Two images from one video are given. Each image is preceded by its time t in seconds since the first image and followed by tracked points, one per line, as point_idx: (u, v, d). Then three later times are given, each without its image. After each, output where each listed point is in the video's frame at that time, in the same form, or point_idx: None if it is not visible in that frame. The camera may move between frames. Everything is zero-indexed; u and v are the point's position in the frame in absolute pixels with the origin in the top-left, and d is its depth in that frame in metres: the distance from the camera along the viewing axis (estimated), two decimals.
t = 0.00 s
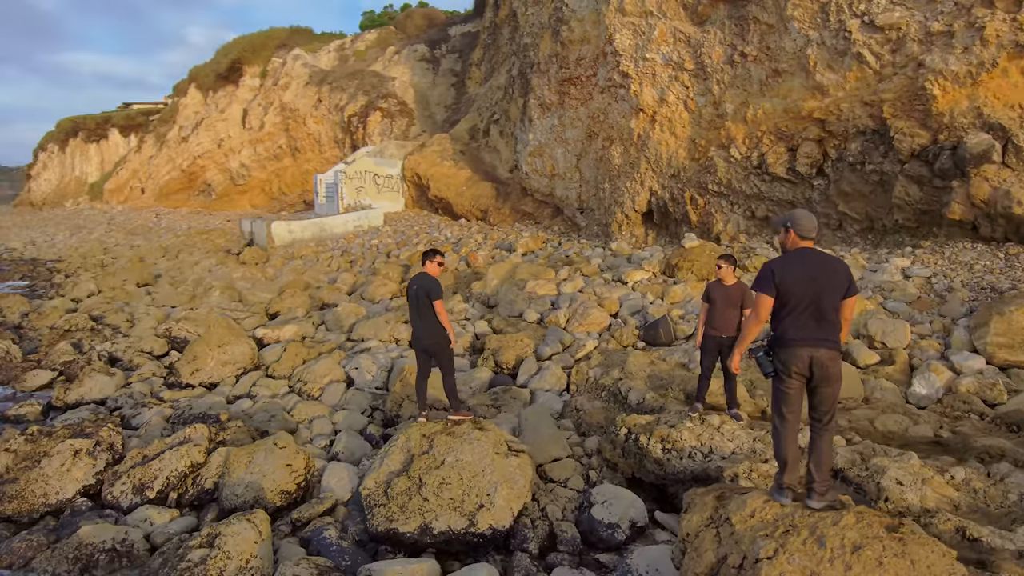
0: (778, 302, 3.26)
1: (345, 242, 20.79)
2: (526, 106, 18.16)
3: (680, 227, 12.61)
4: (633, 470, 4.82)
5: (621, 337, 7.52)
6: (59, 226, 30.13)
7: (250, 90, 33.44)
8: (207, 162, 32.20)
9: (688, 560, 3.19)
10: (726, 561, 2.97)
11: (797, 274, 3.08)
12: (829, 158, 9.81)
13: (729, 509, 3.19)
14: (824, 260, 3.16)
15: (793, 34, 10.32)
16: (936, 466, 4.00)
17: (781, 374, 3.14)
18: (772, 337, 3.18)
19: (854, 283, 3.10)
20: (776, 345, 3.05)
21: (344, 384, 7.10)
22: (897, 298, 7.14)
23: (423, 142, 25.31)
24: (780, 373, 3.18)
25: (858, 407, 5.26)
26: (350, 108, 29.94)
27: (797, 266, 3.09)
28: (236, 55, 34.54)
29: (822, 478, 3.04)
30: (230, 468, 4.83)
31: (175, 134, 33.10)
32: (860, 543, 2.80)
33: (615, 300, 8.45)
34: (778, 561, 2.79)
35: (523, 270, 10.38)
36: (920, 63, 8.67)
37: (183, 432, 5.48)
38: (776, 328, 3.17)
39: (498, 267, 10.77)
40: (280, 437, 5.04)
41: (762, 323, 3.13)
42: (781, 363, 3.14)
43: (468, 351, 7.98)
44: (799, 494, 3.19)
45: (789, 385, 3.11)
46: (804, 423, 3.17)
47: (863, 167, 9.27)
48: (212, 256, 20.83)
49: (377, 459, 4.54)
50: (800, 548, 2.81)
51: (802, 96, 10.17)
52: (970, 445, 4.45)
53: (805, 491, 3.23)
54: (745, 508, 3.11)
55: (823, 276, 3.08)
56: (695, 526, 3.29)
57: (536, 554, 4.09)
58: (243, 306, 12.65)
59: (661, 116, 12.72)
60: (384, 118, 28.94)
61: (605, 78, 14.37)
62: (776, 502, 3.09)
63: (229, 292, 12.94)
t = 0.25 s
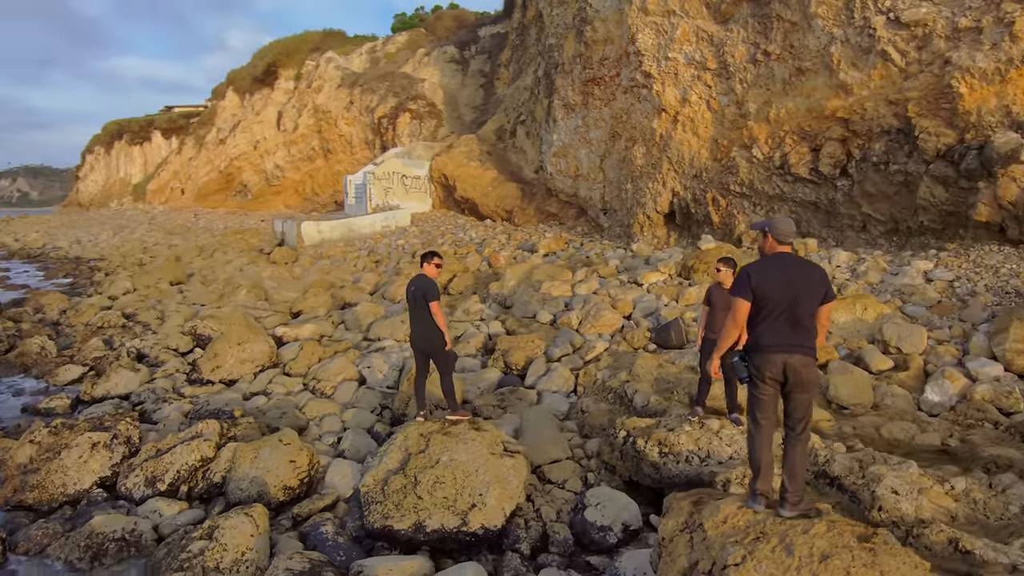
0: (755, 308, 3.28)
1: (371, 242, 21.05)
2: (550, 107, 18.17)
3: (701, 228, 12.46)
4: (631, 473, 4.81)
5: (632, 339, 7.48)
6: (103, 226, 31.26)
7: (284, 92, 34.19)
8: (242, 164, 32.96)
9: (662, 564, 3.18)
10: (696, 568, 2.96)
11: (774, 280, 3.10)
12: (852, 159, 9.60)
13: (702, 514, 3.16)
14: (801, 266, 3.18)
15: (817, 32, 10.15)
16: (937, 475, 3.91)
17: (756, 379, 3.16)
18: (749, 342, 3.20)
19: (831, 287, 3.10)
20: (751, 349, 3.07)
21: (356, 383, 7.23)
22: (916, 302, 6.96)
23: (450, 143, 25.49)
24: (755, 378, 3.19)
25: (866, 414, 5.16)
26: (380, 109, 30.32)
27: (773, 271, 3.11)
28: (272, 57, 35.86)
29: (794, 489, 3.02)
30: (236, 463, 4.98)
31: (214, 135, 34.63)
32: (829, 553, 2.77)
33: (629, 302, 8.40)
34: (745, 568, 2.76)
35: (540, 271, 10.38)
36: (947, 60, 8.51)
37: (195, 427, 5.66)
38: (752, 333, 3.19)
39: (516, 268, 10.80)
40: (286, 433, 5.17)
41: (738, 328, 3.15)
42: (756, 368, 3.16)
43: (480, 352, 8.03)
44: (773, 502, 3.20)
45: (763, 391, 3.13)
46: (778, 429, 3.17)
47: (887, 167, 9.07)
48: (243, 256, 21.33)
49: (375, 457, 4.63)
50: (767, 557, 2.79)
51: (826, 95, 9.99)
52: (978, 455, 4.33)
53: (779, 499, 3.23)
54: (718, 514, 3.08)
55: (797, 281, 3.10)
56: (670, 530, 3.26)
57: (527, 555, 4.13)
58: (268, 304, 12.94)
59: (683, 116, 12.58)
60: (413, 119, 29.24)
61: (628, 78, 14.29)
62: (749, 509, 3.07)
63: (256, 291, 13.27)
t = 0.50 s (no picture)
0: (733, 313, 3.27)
1: (399, 242, 21.28)
2: (575, 108, 18.12)
3: (724, 229, 12.27)
4: (629, 477, 4.79)
5: (643, 342, 7.43)
6: (144, 226, 32.34)
7: (318, 95, 34.86)
8: (276, 165, 33.67)
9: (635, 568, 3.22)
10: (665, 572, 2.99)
11: (747, 286, 3.09)
12: (878, 159, 9.36)
13: (674, 521, 3.23)
14: (778, 272, 3.15)
15: (843, 29, 9.99)
16: (937, 487, 3.80)
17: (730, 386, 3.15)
18: (723, 348, 3.19)
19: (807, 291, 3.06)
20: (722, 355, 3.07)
21: (368, 382, 7.34)
22: (938, 307, 6.75)
23: (478, 144, 25.61)
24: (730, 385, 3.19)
25: (874, 421, 5.04)
26: (410, 111, 30.63)
27: (748, 277, 3.10)
28: (308, 61, 36.72)
29: (766, 496, 3.04)
30: (244, 459, 5.13)
31: (252, 137, 35.86)
32: (795, 562, 2.78)
33: (643, 304, 8.34)
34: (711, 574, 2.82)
35: (557, 273, 10.36)
36: (976, 57, 8.28)
37: (209, 423, 5.83)
38: (727, 339, 3.19)
39: (534, 269, 10.80)
40: (292, 431, 5.29)
41: (712, 333, 3.15)
42: (730, 375, 3.15)
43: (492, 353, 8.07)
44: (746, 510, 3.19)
45: (736, 398, 3.13)
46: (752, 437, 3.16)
47: (913, 168, 8.83)
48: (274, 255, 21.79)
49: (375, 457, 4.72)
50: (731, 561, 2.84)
51: (851, 94, 9.80)
52: (986, 466, 4.20)
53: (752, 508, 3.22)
54: (689, 521, 3.15)
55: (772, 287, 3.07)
56: (644, 536, 3.32)
57: (519, 556, 4.16)
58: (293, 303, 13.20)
59: (707, 116, 12.41)
60: (442, 120, 29.46)
61: (652, 78, 14.18)
62: (721, 515, 3.12)
63: (281, 291, 13.55)
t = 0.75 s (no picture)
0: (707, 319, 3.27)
1: (426, 242, 21.46)
2: (601, 108, 18.02)
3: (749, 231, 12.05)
4: (626, 481, 4.76)
5: (657, 344, 7.36)
6: (185, 226, 33.36)
7: (352, 96, 35.44)
8: (311, 167, 34.31)
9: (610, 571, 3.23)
10: None
11: (718, 292, 3.10)
12: (905, 159, 9.10)
13: (647, 527, 3.23)
14: (752, 279, 3.14)
15: (870, 26, 9.75)
16: (936, 498, 3.69)
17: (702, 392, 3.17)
18: (696, 354, 3.21)
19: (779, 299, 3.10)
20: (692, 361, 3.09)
21: (381, 381, 7.45)
22: (961, 312, 6.53)
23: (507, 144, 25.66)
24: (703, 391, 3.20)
25: (882, 429, 4.91)
26: (440, 112, 30.86)
27: (720, 283, 3.10)
28: (342, 64, 37.37)
29: (736, 506, 3.07)
30: (251, 455, 5.26)
31: (289, 139, 36.77)
32: (763, 572, 2.78)
33: (659, 306, 8.26)
34: None
35: (575, 274, 10.33)
36: (1007, 53, 7.99)
37: (222, 419, 6.00)
38: (700, 345, 3.20)
39: (553, 270, 10.79)
40: (298, 428, 5.40)
41: (684, 339, 3.17)
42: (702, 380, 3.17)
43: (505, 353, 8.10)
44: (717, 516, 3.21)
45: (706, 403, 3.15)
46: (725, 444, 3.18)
47: (941, 168, 8.57)
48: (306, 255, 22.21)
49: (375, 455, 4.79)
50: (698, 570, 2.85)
51: (878, 92, 9.57)
52: (992, 480, 4.05)
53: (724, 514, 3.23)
54: (661, 528, 3.16)
55: (746, 292, 3.08)
56: (618, 541, 3.32)
57: (510, 557, 4.19)
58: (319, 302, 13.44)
59: (732, 116, 12.21)
60: (472, 121, 29.60)
61: (677, 77, 14.03)
62: (692, 521, 3.15)
63: (308, 290, 13.81)
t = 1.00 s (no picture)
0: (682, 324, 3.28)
1: (454, 242, 21.59)
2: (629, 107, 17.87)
3: (775, 232, 11.80)
4: (624, 485, 4.73)
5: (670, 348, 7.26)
6: (224, 226, 34.25)
7: (387, 98, 35.93)
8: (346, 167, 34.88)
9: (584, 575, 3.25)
10: None
11: (689, 297, 3.12)
12: (936, 158, 8.81)
13: (619, 533, 3.24)
14: (724, 284, 3.15)
15: (901, 21, 9.54)
16: (936, 511, 3.58)
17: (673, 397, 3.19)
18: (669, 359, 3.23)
19: (753, 305, 3.19)
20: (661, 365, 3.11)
21: (394, 381, 7.54)
22: (986, 318, 6.30)
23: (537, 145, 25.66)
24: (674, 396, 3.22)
25: (891, 438, 4.77)
26: (472, 113, 31.03)
27: (691, 289, 3.12)
28: (377, 66, 37.91)
29: (704, 515, 3.09)
30: (260, 451, 5.39)
31: (326, 140, 37.49)
32: None
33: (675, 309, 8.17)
34: None
35: (594, 276, 10.27)
36: None
37: (236, 415, 6.15)
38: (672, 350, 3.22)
39: (572, 271, 10.76)
40: (305, 425, 5.52)
41: (656, 343, 3.20)
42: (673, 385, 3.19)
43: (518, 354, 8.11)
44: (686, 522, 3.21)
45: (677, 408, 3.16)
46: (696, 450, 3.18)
47: (973, 168, 8.28)
48: (337, 255, 22.58)
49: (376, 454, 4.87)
50: None
51: (908, 90, 9.34)
52: (1001, 493, 3.91)
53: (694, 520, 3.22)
54: (631, 533, 3.16)
55: (730, 303, 3.10)
56: (592, 545, 3.34)
57: (502, 558, 4.22)
58: (344, 302, 13.67)
59: (758, 115, 11.98)
60: (503, 122, 29.70)
61: (704, 76, 13.84)
62: (661, 527, 3.16)
63: (334, 289, 14.05)
